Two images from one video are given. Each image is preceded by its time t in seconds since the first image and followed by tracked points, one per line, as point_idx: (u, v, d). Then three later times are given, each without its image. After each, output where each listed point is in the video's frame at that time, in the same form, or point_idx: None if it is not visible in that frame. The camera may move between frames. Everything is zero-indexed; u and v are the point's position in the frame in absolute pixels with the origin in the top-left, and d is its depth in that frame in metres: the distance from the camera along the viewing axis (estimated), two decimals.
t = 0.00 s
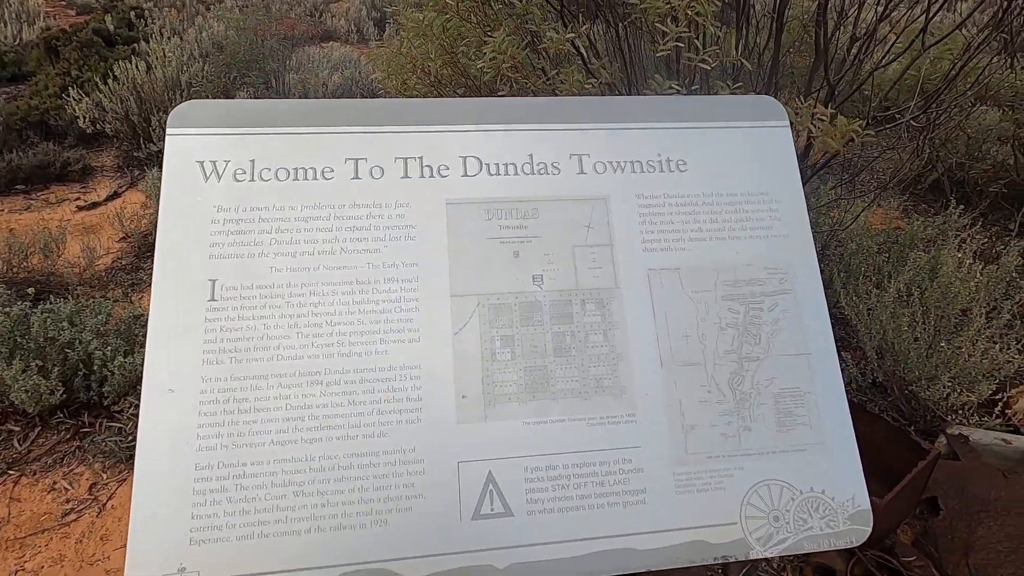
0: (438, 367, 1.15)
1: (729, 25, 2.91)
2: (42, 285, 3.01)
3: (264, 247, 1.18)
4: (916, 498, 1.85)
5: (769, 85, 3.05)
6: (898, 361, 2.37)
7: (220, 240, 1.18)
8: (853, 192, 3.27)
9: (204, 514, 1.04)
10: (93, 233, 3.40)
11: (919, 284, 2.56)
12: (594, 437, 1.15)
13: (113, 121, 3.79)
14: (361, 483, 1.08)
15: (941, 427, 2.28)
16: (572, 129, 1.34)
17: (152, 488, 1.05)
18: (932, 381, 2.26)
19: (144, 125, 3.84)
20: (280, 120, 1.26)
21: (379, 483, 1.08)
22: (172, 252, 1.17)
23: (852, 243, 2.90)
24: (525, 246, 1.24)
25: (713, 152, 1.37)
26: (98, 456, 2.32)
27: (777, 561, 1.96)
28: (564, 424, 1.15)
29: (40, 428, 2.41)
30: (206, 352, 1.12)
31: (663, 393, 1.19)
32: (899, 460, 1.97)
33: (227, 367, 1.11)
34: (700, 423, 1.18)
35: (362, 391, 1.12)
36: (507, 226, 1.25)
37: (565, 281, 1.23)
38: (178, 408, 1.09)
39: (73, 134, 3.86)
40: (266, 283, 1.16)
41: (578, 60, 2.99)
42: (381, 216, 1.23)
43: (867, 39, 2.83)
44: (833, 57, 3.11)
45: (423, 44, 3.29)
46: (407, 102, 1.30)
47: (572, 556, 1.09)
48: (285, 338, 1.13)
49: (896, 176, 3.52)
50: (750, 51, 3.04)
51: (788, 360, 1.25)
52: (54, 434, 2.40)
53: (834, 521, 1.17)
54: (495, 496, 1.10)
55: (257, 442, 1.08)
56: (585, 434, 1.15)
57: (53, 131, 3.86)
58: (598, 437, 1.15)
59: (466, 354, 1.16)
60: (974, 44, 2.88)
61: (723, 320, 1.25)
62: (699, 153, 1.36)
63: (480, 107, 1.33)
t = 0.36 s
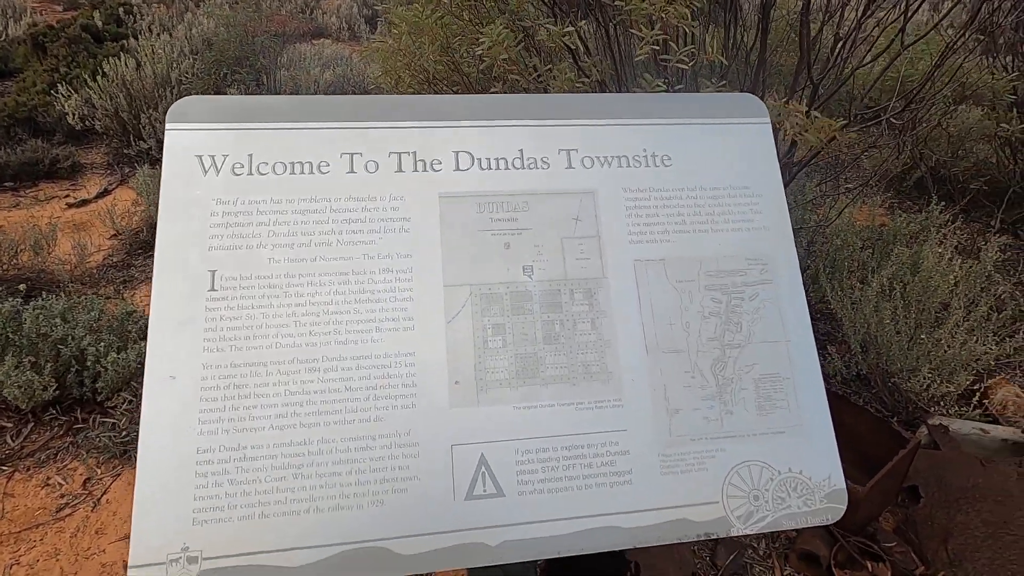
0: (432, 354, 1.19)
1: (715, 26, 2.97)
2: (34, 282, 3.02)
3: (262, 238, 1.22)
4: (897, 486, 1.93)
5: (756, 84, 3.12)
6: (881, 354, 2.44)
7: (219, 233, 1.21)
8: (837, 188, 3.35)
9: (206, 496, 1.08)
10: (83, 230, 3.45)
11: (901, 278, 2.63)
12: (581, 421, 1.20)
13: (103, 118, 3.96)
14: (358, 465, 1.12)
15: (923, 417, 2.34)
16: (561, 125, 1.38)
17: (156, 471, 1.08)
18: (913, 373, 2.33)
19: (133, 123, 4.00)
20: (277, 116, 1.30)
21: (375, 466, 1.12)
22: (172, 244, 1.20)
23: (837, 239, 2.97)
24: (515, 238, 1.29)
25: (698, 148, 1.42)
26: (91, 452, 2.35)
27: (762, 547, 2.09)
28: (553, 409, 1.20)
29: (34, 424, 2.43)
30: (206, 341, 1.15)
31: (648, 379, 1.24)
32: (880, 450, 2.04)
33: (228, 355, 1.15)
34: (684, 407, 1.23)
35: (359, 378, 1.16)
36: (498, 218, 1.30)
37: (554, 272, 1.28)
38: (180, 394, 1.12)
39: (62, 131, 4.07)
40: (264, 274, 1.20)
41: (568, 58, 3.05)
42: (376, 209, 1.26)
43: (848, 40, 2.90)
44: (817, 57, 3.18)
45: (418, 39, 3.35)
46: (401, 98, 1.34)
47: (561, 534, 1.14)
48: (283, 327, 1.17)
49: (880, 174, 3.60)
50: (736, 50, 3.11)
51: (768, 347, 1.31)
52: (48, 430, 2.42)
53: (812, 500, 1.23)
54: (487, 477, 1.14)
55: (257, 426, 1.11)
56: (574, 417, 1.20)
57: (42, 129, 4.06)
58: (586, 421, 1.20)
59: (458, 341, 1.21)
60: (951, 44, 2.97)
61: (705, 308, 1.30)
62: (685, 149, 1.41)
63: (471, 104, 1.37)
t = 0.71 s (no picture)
0: (463, 333, 1.28)
1: (717, 28, 3.06)
2: (46, 277, 3.07)
3: (303, 226, 1.31)
4: (894, 471, 2.05)
5: (757, 84, 3.20)
6: (879, 346, 2.53)
7: (264, 221, 1.30)
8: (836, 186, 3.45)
9: (257, 463, 1.17)
10: (91, 228, 3.51)
11: (898, 273, 2.73)
12: (602, 395, 1.29)
13: (109, 117, 4.04)
14: (396, 436, 1.21)
15: (918, 407, 2.44)
16: (579, 121, 1.47)
17: (211, 440, 1.17)
18: (910, 363, 2.42)
19: (139, 122, 4.08)
20: (315, 111, 1.38)
21: (413, 436, 1.21)
22: (219, 231, 1.28)
23: (834, 235, 3.06)
24: (538, 227, 1.38)
25: (707, 143, 1.51)
26: (109, 442, 2.43)
27: (763, 531, 2.18)
28: (576, 384, 1.29)
29: (52, 416, 2.51)
30: (254, 321, 1.24)
31: (664, 357, 1.33)
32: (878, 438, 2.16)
33: (274, 334, 1.23)
34: (697, 383, 1.32)
35: (395, 355, 1.24)
36: (521, 208, 1.39)
37: (574, 258, 1.37)
38: (231, 370, 1.21)
39: (67, 130, 4.15)
40: (306, 259, 1.29)
41: (573, 58, 3.13)
42: (408, 200, 1.35)
43: (846, 41, 2.99)
44: (816, 58, 3.28)
45: (429, 41, 3.44)
46: (430, 96, 1.43)
47: (584, 499, 1.23)
48: (324, 308, 1.26)
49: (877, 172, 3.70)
50: (738, 51, 3.20)
51: (775, 328, 1.40)
52: (66, 421, 2.50)
53: (815, 469, 1.32)
54: (515, 447, 1.23)
55: (302, 399, 1.20)
56: (594, 392, 1.29)
57: (47, 128, 4.14)
58: (606, 395, 1.29)
59: (487, 321, 1.30)
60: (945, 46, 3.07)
61: (716, 292, 1.39)
62: (696, 144, 1.50)
63: (494, 101, 1.46)
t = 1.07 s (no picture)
0: (480, 322, 1.36)
1: (711, 31, 3.15)
2: (57, 277, 3.15)
3: (328, 222, 1.39)
4: (889, 459, 2.14)
5: (754, 85, 3.28)
6: (873, 340, 2.61)
7: (292, 217, 1.38)
8: (831, 184, 3.53)
9: (289, 443, 1.25)
10: (97, 228, 3.58)
11: (891, 269, 2.81)
12: (610, 380, 1.37)
13: (114, 118, 4.11)
14: (419, 417, 1.29)
15: (911, 399, 2.52)
16: (586, 122, 1.56)
17: (246, 422, 1.25)
18: (903, 356, 2.51)
19: (142, 124, 4.15)
20: (338, 114, 1.47)
21: (434, 419, 1.29)
22: (250, 227, 1.36)
23: (829, 233, 3.14)
24: (548, 222, 1.46)
25: (708, 142, 1.60)
26: (123, 436, 2.51)
27: (762, 519, 2.26)
28: (586, 370, 1.37)
29: (66, 411, 2.58)
30: (285, 311, 1.32)
31: (668, 345, 1.41)
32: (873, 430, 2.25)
33: (303, 323, 1.31)
34: (700, 368, 1.41)
35: (417, 343, 1.33)
36: (532, 205, 1.47)
37: (583, 251, 1.45)
38: (264, 356, 1.29)
39: (71, 131, 4.22)
40: (332, 253, 1.37)
41: (574, 61, 3.20)
42: (427, 197, 1.44)
43: (840, 43, 3.07)
44: (811, 59, 3.36)
45: (435, 43, 3.50)
46: (446, 99, 1.51)
47: (594, 477, 1.31)
48: (350, 299, 1.34)
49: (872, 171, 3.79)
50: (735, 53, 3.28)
51: (773, 317, 1.48)
52: (80, 417, 2.58)
53: (810, 449, 1.41)
54: (530, 428, 1.32)
55: (331, 384, 1.28)
56: (603, 378, 1.37)
57: (51, 129, 4.21)
58: (614, 380, 1.37)
59: (502, 311, 1.38)
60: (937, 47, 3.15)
61: (717, 283, 1.47)
62: (697, 144, 1.59)
63: (506, 104, 1.54)
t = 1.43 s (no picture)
0: (493, 316, 1.37)
1: (714, 29, 3.15)
2: (62, 277, 3.15)
3: (342, 218, 1.40)
4: (893, 454, 2.15)
5: (757, 83, 3.28)
6: (877, 336, 2.62)
7: (305, 213, 1.39)
8: (833, 182, 3.54)
9: (305, 435, 1.26)
10: (101, 228, 3.59)
11: (895, 266, 2.82)
12: (621, 373, 1.38)
13: (115, 119, 4.12)
14: (432, 410, 1.30)
15: (915, 394, 2.53)
16: (595, 118, 1.57)
17: (262, 415, 1.26)
18: (907, 351, 2.52)
19: (144, 124, 4.15)
20: (350, 111, 1.48)
21: (448, 411, 1.30)
22: (265, 222, 1.38)
23: (832, 230, 3.15)
24: (559, 217, 1.47)
25: (715, 138, 1.61)
26: (129, 435, 2.51)
27: (767, 514, 2.25)
28: (597, 363, 1.38)
29: (72, 410, 2.59)
30: (299, 305, 1.33)
31: (678, 337, 1.43)
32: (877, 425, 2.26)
33: (318, 317, 1.33)
34: (710, 360, 1.42)
35: (430, 336, 1.34)
36: (543, 200, 1.48)
37: (593, 246, 1.46)
38: (279, 350, 1.30)
39: (72, 132, 4.23)
40: (345, 248, 1.38)
41: (579, 60, 3.20)
42: (438, 192, 1.45)
43: (843, 41, 3.08)
44: (813, 56, 3.37)
45: (440, 42, 3.49)
46: (457, 95, 1.52)
47: (606, 468, 1.33)
48: (364, 293, 1.35)
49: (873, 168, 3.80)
50: (738, 51, 3.28)
51: (781, 310, 1.50)
52: (86, 416, 2.58)
53: (819, 440, 1.42)
54: (542, 420, 1.33)
55: (346, 377, 1.29)
56: (614, 370, 1.38)
57: (53, 130, 4.23)
58: (625, 373, 1.39)
59: (514, 305, 1.39)
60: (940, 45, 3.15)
61: (726, 277, 1.49)
62: (704, 139, 1.60)
63: (516, 99, 1.55)
